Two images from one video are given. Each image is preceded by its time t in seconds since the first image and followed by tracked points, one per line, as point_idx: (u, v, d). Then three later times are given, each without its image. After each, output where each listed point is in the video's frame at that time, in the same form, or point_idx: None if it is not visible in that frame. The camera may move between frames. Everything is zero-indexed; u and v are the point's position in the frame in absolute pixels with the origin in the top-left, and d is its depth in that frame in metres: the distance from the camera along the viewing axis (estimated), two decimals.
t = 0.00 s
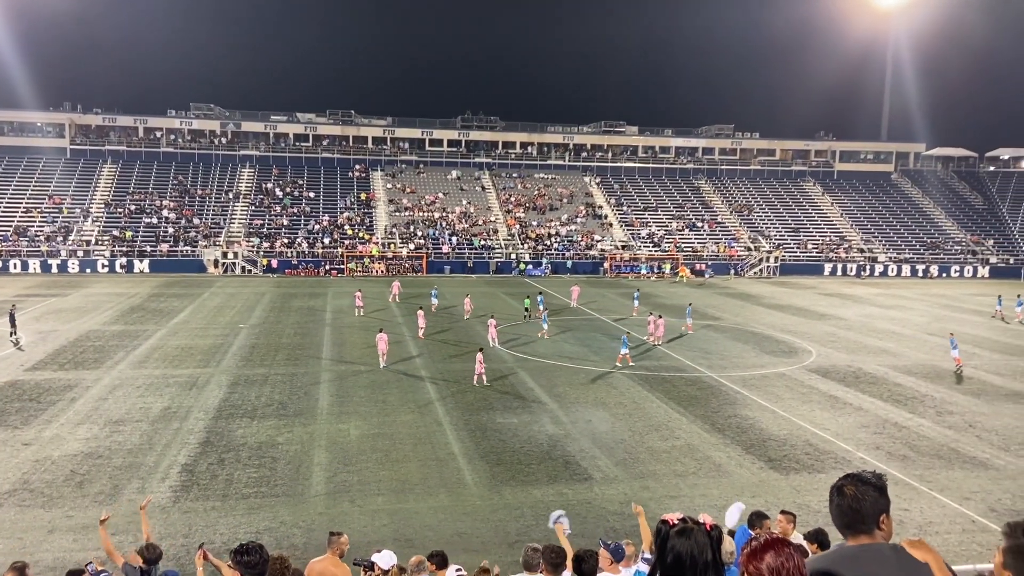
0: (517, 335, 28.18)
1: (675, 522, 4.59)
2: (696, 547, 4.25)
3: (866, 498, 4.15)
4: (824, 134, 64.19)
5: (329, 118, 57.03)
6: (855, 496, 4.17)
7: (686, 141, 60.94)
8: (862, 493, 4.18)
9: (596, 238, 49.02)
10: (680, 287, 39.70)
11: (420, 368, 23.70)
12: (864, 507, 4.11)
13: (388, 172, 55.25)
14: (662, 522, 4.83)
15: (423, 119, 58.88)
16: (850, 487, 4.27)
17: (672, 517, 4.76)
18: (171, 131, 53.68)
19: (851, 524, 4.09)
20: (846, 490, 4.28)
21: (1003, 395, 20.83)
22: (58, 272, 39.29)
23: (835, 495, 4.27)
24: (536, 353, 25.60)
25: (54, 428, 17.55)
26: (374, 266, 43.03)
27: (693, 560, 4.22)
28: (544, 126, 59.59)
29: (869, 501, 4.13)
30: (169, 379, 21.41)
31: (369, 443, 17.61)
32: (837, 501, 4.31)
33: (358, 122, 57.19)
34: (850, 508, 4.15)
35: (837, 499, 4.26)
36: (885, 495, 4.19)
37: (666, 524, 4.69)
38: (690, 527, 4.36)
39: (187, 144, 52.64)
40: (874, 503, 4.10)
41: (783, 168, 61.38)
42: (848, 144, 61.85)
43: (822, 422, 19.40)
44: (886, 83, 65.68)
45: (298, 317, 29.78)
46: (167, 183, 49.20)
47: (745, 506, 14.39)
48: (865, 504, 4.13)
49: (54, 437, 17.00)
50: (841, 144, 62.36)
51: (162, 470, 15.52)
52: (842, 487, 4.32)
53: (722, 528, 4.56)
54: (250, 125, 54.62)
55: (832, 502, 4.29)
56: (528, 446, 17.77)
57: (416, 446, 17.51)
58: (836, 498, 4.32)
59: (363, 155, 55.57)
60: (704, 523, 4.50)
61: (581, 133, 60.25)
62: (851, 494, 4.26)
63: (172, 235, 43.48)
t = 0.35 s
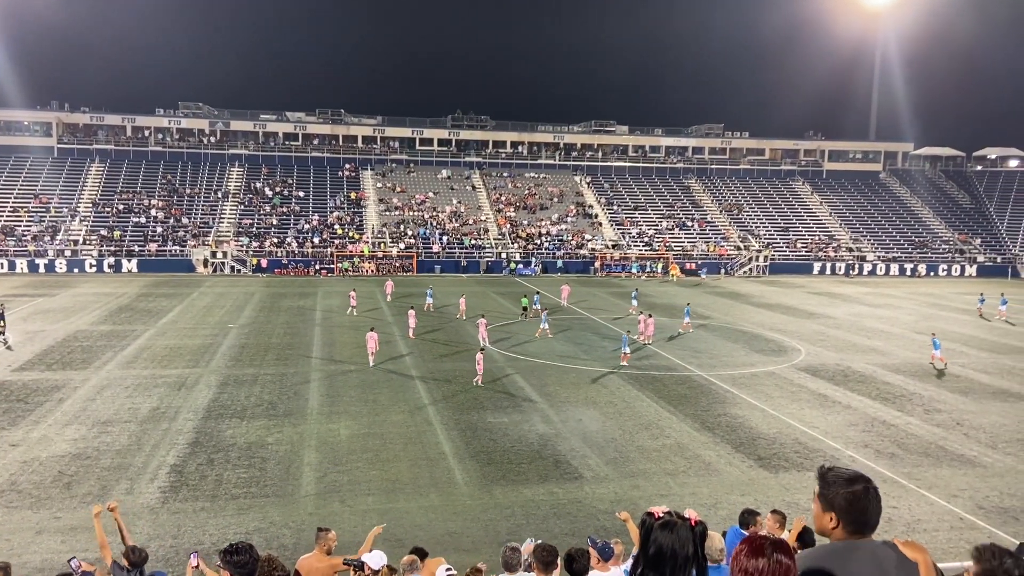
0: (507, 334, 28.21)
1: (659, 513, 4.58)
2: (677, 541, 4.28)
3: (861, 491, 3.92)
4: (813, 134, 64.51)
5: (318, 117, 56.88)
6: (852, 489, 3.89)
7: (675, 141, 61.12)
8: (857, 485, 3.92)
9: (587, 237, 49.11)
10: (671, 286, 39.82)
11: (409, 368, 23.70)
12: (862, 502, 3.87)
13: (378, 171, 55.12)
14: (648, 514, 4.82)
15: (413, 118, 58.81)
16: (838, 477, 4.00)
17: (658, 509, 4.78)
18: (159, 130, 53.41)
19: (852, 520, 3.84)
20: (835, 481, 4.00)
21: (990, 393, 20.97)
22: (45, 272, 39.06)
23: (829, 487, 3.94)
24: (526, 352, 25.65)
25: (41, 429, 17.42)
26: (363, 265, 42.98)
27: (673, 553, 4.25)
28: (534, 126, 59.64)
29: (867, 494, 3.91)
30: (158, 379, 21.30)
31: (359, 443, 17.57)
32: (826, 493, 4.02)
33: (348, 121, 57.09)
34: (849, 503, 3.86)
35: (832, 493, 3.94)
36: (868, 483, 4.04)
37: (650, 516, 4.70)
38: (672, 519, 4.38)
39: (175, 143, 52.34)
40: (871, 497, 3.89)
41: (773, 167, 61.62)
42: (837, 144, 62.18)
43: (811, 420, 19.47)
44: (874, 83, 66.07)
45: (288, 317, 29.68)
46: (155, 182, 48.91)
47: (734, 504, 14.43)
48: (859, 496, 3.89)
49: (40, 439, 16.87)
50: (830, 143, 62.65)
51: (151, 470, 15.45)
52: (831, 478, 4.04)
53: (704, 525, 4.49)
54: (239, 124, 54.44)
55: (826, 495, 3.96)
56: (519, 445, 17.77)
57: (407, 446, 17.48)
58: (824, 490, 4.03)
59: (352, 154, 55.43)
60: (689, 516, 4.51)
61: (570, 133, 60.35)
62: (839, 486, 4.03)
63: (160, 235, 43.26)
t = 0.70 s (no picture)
0: (499, 333, 28.21)
1: (640, 506, 4.58)
2: (657, 532, 4.28)
3: (855, 490, 3.90)
4: (803, 133, 64.76)
5: (309, 116, 56.82)
6: (846, 489, 3.85)
7: (666, 140, 61.34)
8: (851, 484, 3.89)
9: (578, 236, 49.23)
10: (662, 285, 39.92)
11: (401, 367, 23.70)
12: (856, 502, 3.84)
13: (369, 170, 55.06)
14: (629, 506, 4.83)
15: (405, 117, 58.79)
16: (828, 477, 3.97)
17: (639, 501, 4.79)
18: (149, 129, 53.23)
19: (850, 520, 3.79)
20: (827, 481, 3.96)
21: (978, 391, 21.11)
22: (34, 271, 38.87)
23: (823, 488, 3.89)
24: (517, 352, 25.67)
25: (28, 429, 17.31)
26: (354, 264, 42.96)
27: (652, 544, 4.25)
28: (525, 124, 59.72)
29: (859, 494, 3.89)
30: (148, 379, 21.22)
31: (350, 442, 17.53)
32: (819, 493, 3.97)
33: (339, 120, 57.06)
34: (844, 502, 3.82)
35: (826, 492, 3.89)
36: (856, 481, 4.04)
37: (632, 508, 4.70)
38: (653, 511, 4.39)
39: (165, 141, 52.15)
40: (864, 497, 3.87)
41: (763, 166, 61.86)
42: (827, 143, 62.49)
43: (801, 418, 19.55)
44: (864, 82, 66.36)
45: (279, 316, 29.61)
46: (144, 180, 48.71)
47: (725, 502, 14.48)
48: (852, 495, 3.86)
49: (28, 439, 16.76)
50: (820, 142, 62.99)
51: (140, 471, 15.38)
52: (823, 478, 3.99)
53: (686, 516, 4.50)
54: (229, 123, 54.33)
55: (820, 496, 3.90)
56: (510, 444, 17.77)
57: (398, 446, 17.46)
58: (817, 489, 3.97)
59: (343, 153, 55.34)
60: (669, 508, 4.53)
61: (561, 132, 60.47)
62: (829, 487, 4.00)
63: (150, 234, 43.06)
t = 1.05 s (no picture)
0: (492, 331, 28.23)
1: (625, 498, 4.57)
2: (638, 524, 4.28)
3: (829, 503, 3.89)
4: (795, 132, 64.98)
5: (301, 113, 56.70)
6: (822, 502, 3.83)
7: (658, 138, 61.47)
8: (827, 497, 3.87)
9: (570, 234, 49.28)
10: (655, 283, 39.99)
11: (393, 365, 23.73)
12: (832, 514, 3.84)
13: (361, 168, 54.97)
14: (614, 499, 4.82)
15: (397, 115, 58.67)
16: (803, 489, 3.95)
17: (626, 494, 4.78)
18: (140, 126, 53.00)
19: (829, 533, 3.79)
20: (804, 495, 3.93)
21: (968, 388, 21.22)
22: (23, 269, 38.74)
23: (800, 501, 3.87)
24: (510, 349, 25.69)
25: (18, 429, 17.21)
26: (347, 262, 42.96)
27: (632, 536, 4.26)
28: (517, 122, 59.72)
29: (834, 506, 3.88)
30: (139, 378, 21.14)
31: (342, 441, 17.50)
32: (796, 507, 3.94)
33: (331, 118, 56.98)
34: (820, 515, 3.83)
35: (803, 505, 3.87)
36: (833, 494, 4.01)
37: (617, 500, 4.70)
38: (637, 503, 4.38)
39: (156, 139, 51.92)
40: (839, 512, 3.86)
41: (755, 164, 62.03)
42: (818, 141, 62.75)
43: (792, 415, 19.61)
44: (856, 81, 66.65)
45: (271, 314, 29.54)
46: (135, 178, 48.49)
47: (716, 500, 14.52)
48: (827, 508, 3.86)
49: (17, 438, 16.65)
50: (811, 141, 63.24)
51: (131, 470, 15.33)
52: (799, 492, 3.96)
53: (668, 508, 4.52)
54: (221, 120, 54.18)
55: (798, 509, 3.88)
56: (502, 442, 17.77)
57: (390, 444, 17.44)
58: (793, 503, 3.95)
59: (335, 150, 55.18)
60: (654, 500, 4.51)
61: (554, 129, 60.62)
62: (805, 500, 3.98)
63: (141, 232, 42.87)
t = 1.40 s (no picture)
0: (486, 328, 28.25)
1: (614, 497, 4.54)
2: (626, 523, 4.26)
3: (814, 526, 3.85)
4: (789, 128, 65.08)
5: (294, 109, 56.60)
6: (808, 527, 3.79)
7: (652, 134, 61.52)
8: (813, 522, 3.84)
9: (564, 230, 49.32)
10: (649, 280, 40.05)
11: (387, 361, 23.77)
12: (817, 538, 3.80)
13: (355, 164, 54.88)
14: (601, 496, 4.78)
15: (390, 111, 58.53)
16: (790, 513, 3.90)
17: (614, 491, 4.75)
18: (132, 123, 52.81)
19: (818, 558, 3.74)
20: (791, 520, 3.87)
21: (961, 383, 21.31)
22: (15, 266, 38.66)
23: (786, 526, 3.81)
24: (504, 346, 25.72)
25: (10, 426, 17.16)
26: (341, 259, 42.98)
27: (621, 536, 4.24)
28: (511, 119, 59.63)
29: (820, 529, 3.84)
30: (132, 375, 21.09)
31: (336, 438, 17.49)
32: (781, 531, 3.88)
33: (324, 114, 56.90)
34: (806, 540, 3.78)
35: (789, 529, 3.82)
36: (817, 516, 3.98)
37: (606, 498, 4.66)
38: (624, 501, 4.36)
39: (149, 135, 51.73)
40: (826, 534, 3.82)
41: (749, 160, 62.13)
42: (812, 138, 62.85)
43: (786, 411, 19.66)
44: (849, 78, 66.79)
45: (265, 311, 29.49)
46: (128, 175, 48.33)
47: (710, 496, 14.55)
48: (812, 531, 3.82)
49: (9, 436, 16.60)
50: (805, 137, 63.36)
51: (125, 467, 15.30)
52: (785, 516, 3.90)
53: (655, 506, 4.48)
54: (214, 117, 54.01)
55: (785, 533, 3.81)
56: (497, 439, 17.79)
57: (384, 440, 17.44)
58: (780, 528, 3.88)
59: (328, 146, 55.01)
60: (642, 498, 4.49)
61: (548, 126, 60.63)
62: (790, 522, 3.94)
63: (134, 228, 42.74)
